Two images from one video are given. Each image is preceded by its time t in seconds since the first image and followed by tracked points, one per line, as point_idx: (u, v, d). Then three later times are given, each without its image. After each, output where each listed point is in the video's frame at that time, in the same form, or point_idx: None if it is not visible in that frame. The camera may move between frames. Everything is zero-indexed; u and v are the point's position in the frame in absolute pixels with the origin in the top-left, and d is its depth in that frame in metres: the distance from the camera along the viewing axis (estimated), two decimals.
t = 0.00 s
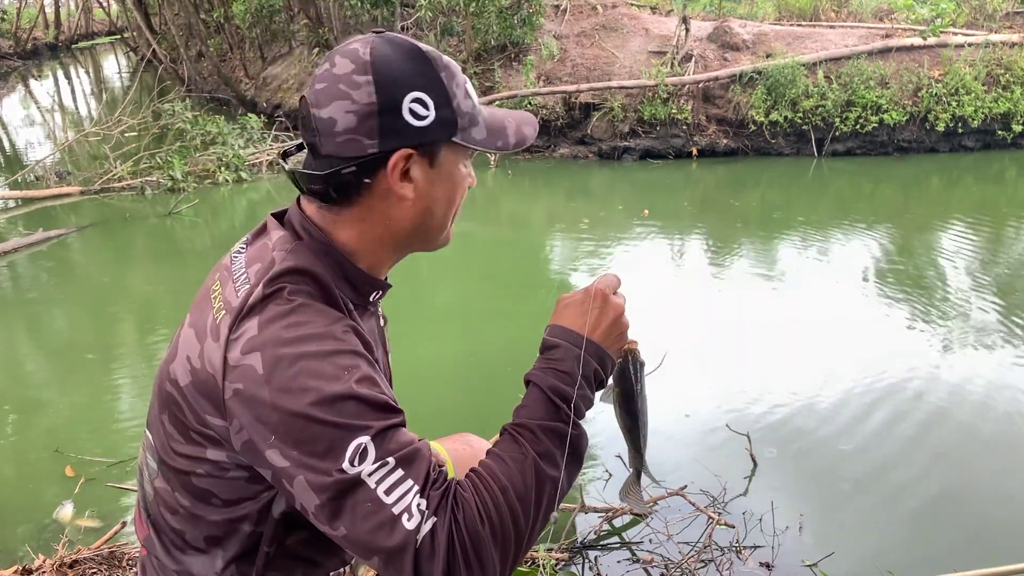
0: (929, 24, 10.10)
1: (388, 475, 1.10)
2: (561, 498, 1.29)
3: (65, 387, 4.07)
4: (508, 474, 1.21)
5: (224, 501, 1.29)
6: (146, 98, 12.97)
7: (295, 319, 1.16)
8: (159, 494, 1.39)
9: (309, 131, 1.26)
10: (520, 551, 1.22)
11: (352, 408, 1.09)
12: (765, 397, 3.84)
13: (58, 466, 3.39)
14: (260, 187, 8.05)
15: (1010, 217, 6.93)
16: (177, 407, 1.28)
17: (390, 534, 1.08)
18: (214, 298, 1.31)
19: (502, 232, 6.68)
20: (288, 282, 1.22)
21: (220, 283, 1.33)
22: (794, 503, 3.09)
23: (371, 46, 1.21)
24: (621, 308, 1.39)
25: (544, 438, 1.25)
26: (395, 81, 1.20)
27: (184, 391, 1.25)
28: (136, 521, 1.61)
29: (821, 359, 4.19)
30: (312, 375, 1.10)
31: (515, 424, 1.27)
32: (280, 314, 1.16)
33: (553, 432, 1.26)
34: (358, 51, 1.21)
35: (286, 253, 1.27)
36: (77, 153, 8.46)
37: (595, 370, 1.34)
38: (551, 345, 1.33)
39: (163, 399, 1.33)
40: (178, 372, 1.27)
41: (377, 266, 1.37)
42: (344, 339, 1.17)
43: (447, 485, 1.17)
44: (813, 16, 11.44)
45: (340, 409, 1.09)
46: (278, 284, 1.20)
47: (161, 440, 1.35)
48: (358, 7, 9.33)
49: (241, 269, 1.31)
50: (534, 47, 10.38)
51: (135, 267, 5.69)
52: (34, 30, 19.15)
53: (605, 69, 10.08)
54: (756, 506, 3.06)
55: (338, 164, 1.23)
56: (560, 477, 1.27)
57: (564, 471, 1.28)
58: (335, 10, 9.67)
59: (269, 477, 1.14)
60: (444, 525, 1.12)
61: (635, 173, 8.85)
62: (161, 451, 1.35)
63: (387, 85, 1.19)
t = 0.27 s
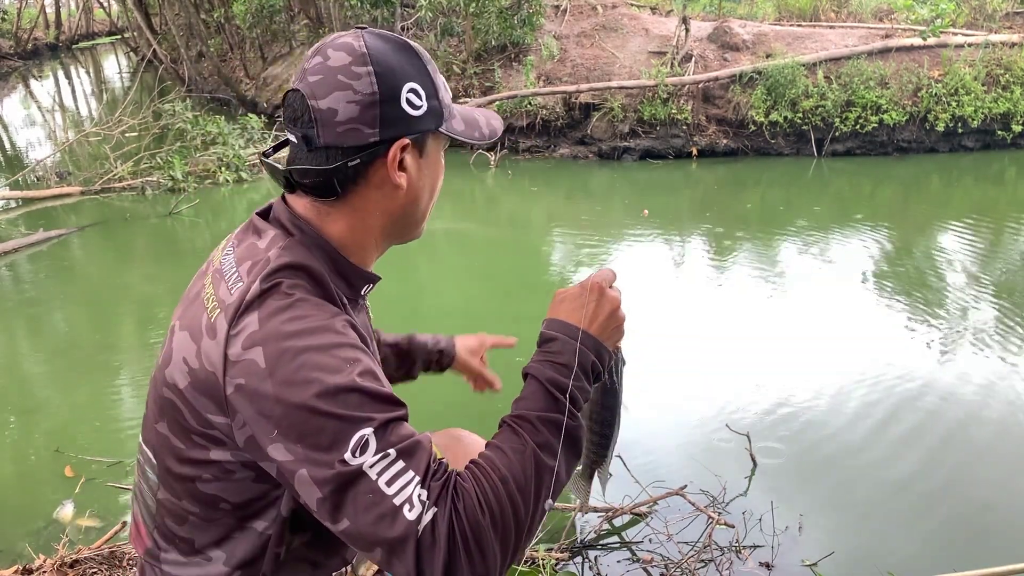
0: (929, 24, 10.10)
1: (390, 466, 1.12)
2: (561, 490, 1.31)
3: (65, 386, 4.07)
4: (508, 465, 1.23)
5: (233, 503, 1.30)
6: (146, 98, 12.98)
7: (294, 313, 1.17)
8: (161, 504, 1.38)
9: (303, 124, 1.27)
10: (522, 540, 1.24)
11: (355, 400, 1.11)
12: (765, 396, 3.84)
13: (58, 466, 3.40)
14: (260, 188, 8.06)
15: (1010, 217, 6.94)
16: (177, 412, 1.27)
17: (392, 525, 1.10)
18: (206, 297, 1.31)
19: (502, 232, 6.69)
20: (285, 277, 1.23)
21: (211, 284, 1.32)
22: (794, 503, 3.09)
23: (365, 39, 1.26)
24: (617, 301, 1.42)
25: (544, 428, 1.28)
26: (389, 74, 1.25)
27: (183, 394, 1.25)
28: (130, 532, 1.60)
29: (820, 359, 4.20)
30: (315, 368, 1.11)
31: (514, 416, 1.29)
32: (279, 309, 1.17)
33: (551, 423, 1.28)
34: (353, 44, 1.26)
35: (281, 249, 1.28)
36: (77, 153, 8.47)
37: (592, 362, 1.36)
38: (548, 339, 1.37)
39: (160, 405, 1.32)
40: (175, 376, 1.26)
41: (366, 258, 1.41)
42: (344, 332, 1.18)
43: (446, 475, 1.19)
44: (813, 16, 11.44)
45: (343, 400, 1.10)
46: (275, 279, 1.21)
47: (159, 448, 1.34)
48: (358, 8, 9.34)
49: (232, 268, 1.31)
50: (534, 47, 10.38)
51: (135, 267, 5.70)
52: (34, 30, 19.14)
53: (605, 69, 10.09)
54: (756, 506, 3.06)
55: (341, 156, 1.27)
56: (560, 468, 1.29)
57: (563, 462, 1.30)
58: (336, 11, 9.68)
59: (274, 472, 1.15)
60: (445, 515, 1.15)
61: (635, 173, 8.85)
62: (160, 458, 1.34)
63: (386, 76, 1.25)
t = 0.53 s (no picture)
0: (929, 24, 10.11)
1: (374, 452, 1.13)
2: (547, 470, 1.33)
3: (65, 387, 4.07)
4: (492, 447, 1.25)
5: (220, 502, 1.30)
6: (146, 98, 12.97)
7: (272, 307, 1.18)
8: (148, 506, 1.38)
9: (274, 116, 1.28)
10: (511, 519, 1.26)
11: (337, 390, 1.12)
12: (763, 396, 3.84)
13: (58, 466, 3.39)
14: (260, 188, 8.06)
15: (1010, 217, 6.94)
16: (159, 412, 1.27)
17: (379, 510, 1.12)
18: (182, 298, 1.31)
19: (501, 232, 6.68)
20: (261, 273, 1.23)
21: (188, 284, 1.31)
22: (794, 503, 3.09)
23: (335, 34, 1.27)
24: (591, 284, 1.46)
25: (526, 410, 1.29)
26: (360, 68, 1.26)
27: (165, 394, 1.25)
28: (123, 536, 1.60)
29: (818, 359, 4.21)
30: (296, 360, 1.12)
31: (496, 400, 1.31)
32: (257, 305, 1.18)
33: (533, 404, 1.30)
34: (324, 38, 1.26)
35: (255, 246, 1.28)
36: (77, 153, 8.46)
37: (570, 344, 1.39)
38: (527, 324, 1.40)
39: (143, 407, 1.32)
40: (156, 377, 1.26)
41: (338, 252, 1.40)
42: (322, 324, 1.20)
43: (431, 459, 1.21)
44: (813, 16, 11.45)
45: (323, 391, 1.11)
46: (251, 275, 1.22)
47: (144, 449, 1.34)
48: (358, 8, 9.34)
49: (206, 268, 1.30)
50: (534, 47, 10.37)
51: (135, 267, 5.70)
52: (34, 30, 19.12)
53: (605, 69, 10.09)
54: (756, 506, 3.06)
55: (310, 149, 1.27)
56: (544, 448, 1.30)
57: (547, 443, 1.32)
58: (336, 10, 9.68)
59: (257, 467, 1.16)
60: (432, 496, 1.17)
61: (635, 173, 8.85)
62: (146, 460, 1.34)
63: (356, 69, 1.26)
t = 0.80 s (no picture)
0: (929, 24, 10.11)
1: (378, 438, 1.14)
2: (546, 454, 1.34)
3: (65, 386, 4.07)
4: (495, 430, 1.26)
5: (219, 498, 1.30)
6: (146, 98, 12.97)
7: (270, 302, 1.19)
8: (147, 504, 1.38)
9: (268, 114, 1.28)
10: (516, 499, 1.27)
11: (338, 378, 1.12)
12: (763, 395, 3.85)
13: (57, 466, 3.39)
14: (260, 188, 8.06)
15: (1010, 217, 6.94)
16: (159, 409, 1.27)
17: (385, 493, 1.12)
18: (178, 296, 1.31)
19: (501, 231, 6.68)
20: (259, 269, 1.24)
21: (184, 282, 1.31)
22: (794, 503, 3.10)
23: (329, 32, 1.27)
24: (584, 272, 1.49)
25: (525, 394, 1.31)
26: (355, 67, 1.26)
27: (164, 390, 1.25)
28: (123, 536, 1.60)
29: (818, 358, 4.21)
30: (296, 351, 1.13)
31: (495, 386, 1.32)
32: (254, 299, 1.18)
33: (532, 387, 1.32)
34: (318, 36, 1.26)
35: (252, 242, 1.28)
36: (77, 153, 8.46)
37: (566, 330, 1.42)
38: (523, 313, 1.42)
39: (142, 404, 1.31)
40: (155, 374, 1.26)
41: (334, 249, 1.40)
42: (320, 316, 1.21)
43: (435, 444, 1.22)
44: (813, 16, 11.45)
45: (324, 379, 1.12)
46: (249, 271, 1.22)
47: (143, 447, 1.34)
48: (358, 8, 9.34)
49: (204, 264, 1.30)
50: (534, 47, 10.37)
51: (135, 267, 5.70)
52: (34, 30, 19.13)
53: (605, 69, 10.09)
54: (755, 506, 3.06)
55: (305, 147, 1.27)
56: (544, 431, 1.32)
57: (546, 426, 1.34)
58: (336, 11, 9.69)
59: (257, 459, 1.16)
60: (438, 479, 1.18)
61: (635, 173, 8.85)
62: (145, 457, 1.34)
63: (351, 67, 1.26)
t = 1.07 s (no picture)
0: (929, 24, 10.11)
1: (386, 432, 1.14)
2: (550, 445, 1.34)
3: (65, 386, 4.07)
4: (500, 421, 1.27)
5: (221, 497, 1.30)
6: (146, 99, 12.97)
7: (276, 300, 1.19)
8: (150, 503, 1.38)
9: (277, 117, 1.27)
10: (523, 490, 1.28)
11: (344, 374, 1.12)
12: (763, 395, 3.85)
13: (57, 466, 3.39)
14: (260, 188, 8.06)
15: (1010, 217, 6.94)
16: (162, 407, 1.27)
17: (395, 487, 1.12)
18: (182, 294, 1.30)
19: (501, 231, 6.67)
20: (265, 267, 1.24)
21: (188, 281, 1.31)
22: (794, 503, 3.10)
23: (338, 35, 1.27)
24: (579, 264, 1.48)
25: (528, 385, 1.32)
26: (365, 70, 1.26)
27: (168, 389, 1.25)
28: (124, 536, 1.60)
29: (818, 358, 4.21)
30: (303, 347, 1.13)
31: (497, 379, 1.33)
32: (260, 297, 1.18)
33: (535, 380, 1.33)
34: (327, 40, 1.26)
35: (256, 242, 1.28)
36: (77, 153, 8.47)
37: (565, 323, 1.42)
38: (521, 308, 1.42)
39: (145, 403, 1.31)
40: (158, 373, 1.26)
41: (339, 249, 1.40)
42: (325, 313, 1.21)
43: (442, 437, 1.22)
44: (813, 16, 11.46)
45: (331, 375, 1.12)
46: (254, 269, 1.22)
47: (145, 446, 1.34)
48: (358, 8, 9.34)
49: (207, 264, 1.30)
50: (534, 47, 10.37)
51: (136, 267, 5.70)
52: (34, 30, 19.15)
53: (605, 69, 10.09)
54: (755, 506, 3.07)
55: (314, 149, 1.26)
56: (548, 422, 1.33)
57: (550, 417, 1.34)
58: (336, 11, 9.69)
59: (264, 456, 1.16)
60: (446, 471, 1.18)
61: (635, 173, 8.86)
62: (147, 456, 1.34)
63: (361, 71, 1.26)
